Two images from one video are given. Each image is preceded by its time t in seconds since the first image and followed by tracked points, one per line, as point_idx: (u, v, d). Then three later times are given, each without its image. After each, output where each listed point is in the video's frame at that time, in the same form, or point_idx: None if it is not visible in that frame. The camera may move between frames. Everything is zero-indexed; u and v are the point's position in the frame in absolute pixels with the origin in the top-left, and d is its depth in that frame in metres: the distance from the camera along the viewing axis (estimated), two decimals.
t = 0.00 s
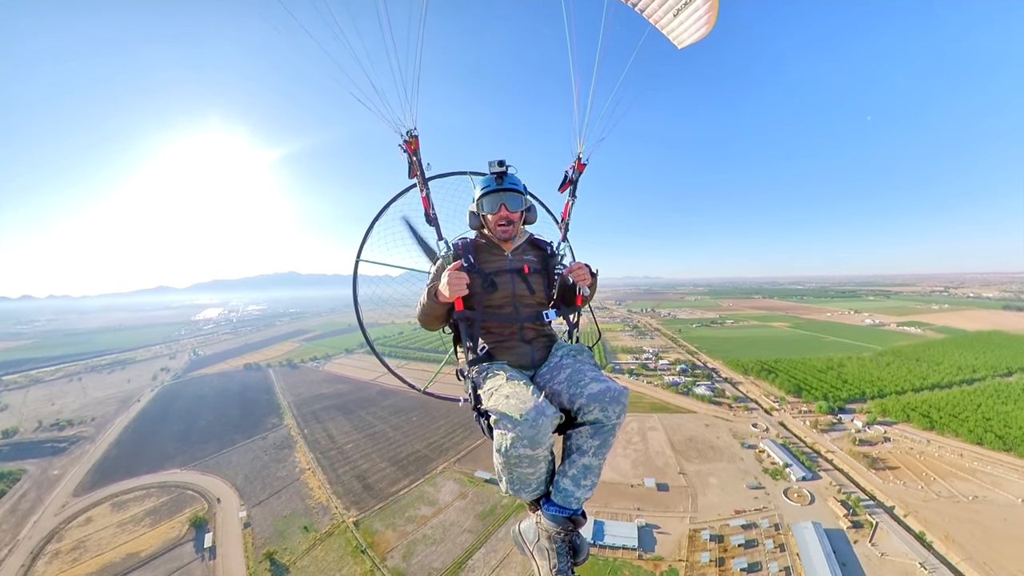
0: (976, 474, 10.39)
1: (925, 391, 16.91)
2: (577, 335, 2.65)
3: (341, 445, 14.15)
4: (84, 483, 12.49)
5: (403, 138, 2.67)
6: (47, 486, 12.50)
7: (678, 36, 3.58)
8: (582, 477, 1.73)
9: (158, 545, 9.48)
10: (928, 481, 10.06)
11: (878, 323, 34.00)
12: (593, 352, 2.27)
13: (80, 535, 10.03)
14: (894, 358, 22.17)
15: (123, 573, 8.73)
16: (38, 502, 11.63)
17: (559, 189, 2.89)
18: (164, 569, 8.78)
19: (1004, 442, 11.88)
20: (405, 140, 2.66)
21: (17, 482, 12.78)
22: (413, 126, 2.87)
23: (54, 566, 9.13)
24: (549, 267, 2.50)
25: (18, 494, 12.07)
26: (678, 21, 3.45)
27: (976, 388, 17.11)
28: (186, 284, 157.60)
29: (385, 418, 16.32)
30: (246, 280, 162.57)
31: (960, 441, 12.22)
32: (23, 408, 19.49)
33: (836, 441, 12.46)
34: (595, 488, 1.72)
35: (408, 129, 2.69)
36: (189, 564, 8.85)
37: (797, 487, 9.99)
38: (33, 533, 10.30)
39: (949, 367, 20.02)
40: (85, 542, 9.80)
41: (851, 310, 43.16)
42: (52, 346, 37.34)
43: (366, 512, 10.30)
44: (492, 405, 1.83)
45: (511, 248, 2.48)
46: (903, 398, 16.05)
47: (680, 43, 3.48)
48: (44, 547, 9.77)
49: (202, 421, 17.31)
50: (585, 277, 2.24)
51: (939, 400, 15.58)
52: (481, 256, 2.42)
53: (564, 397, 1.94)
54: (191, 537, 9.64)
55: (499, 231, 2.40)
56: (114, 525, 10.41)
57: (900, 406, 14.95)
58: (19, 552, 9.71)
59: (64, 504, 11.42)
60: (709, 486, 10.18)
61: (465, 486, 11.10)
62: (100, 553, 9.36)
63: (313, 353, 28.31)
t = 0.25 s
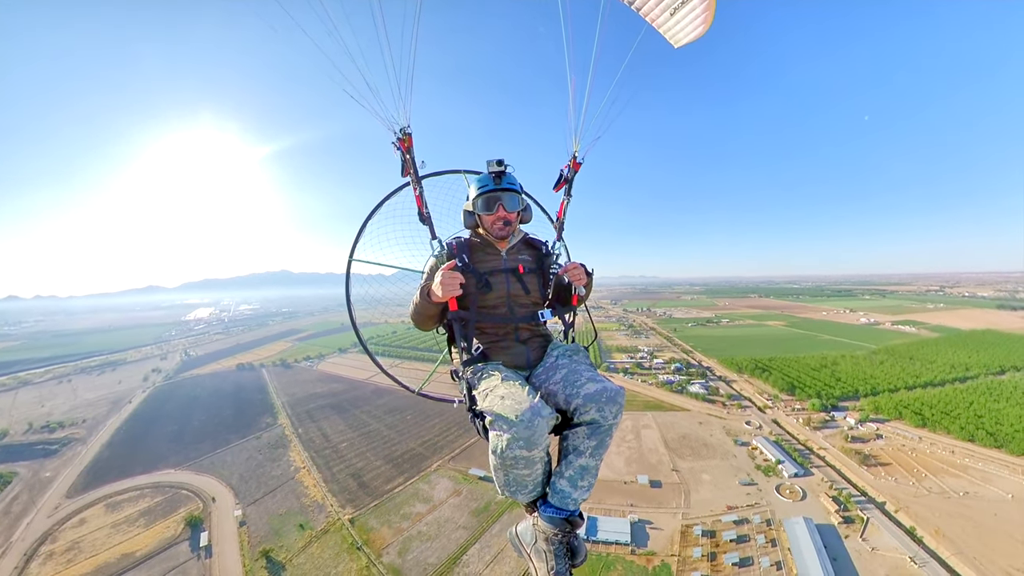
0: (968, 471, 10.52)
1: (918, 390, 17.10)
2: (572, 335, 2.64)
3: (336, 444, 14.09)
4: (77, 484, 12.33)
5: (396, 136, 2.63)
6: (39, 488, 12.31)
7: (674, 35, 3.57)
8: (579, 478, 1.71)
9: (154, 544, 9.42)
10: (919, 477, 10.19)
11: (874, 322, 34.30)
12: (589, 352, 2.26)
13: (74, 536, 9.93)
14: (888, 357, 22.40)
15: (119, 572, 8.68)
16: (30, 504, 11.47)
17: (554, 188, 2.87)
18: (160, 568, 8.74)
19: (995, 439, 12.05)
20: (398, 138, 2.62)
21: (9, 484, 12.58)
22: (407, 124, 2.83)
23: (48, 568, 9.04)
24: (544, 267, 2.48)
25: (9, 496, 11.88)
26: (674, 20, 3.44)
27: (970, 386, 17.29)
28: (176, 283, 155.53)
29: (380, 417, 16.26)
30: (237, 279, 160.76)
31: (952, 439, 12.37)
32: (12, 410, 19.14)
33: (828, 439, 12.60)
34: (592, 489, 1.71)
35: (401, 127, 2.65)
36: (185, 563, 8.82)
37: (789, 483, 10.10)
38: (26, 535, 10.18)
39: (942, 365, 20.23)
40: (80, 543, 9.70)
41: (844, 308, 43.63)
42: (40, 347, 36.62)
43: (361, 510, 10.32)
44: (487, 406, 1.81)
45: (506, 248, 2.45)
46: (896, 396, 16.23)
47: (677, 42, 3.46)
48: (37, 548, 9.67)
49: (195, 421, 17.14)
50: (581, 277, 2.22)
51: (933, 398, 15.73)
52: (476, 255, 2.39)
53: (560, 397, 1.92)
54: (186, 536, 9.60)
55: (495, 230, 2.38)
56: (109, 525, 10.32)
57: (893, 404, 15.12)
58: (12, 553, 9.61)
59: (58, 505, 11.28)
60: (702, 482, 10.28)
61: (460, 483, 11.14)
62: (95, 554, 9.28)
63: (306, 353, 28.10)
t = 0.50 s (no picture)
0: (960, 467, 10.63)
1: (911, 388, 17.28)
2: (570, 335, 2.61)
3: (331, 443, 14.02)
4: (70, 486, 12.16)
5: (389, 133, 2.58)
6: (31, 490, 12.12)
7: (673, 32, 3.55)
8: (577, 479, 1.69)
9: (150, 544, 9.34)
10: (912, 473, 10.30)
11: (870, 321, 34.58)
12: (586, 352, 2.24)
13: (68, 538, 9.82)
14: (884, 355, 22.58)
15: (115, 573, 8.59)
16: (23, 506, 11.30)
17: (551, 186, 2.83)
18: (156, 568, 8.66)
19: (987, 436, 12.20)
20: (392, 135, 2.58)
21: None
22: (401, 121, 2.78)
23: (42, 570, 8.94)
24: (541, 266, 2.46)
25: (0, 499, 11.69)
26: (672, 16, 3.42)
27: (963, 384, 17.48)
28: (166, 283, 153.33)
29: (375, 416, 16.19)
30: (229, 278, 158.91)
31: (945, 435, 12.51)
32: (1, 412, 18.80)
33: (822, 436, 12.73)
34: (590, 490, 1.69)
35: (395, 124, 2.60)
36: (181, 563, 8.75)
37: (782, 480, 10.20)
38: (19, 537, 10.05)
39: (936, 364, 20.43)
40: (74, 544, 9.60)
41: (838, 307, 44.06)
42: (28, 348, 35.94)
43: (357, 508, 10.30)
44: (483, 408, 1.79)
45: (502, 247, 2.42)
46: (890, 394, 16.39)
47: (675, 38, 3.44)
48: (32, 550, 9.56)
49: (189, 422, 16.95)
50: (577, 276, 2.20)
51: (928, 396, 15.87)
52: (471, 255, 2.37)
53: (557, 398, 1.90)
54: (182, 536, 9.53)
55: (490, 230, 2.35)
56: (103, 526, 10.21)
57: (887, 401, 15.26)
58: (4, 556, 9.48)
59: (50, 507, 11.12)
60: (695, 479, 10.36)
61: (455, 481, 11.15)
62: (91, 555, 9.20)
63: (299, 353, 27.88)
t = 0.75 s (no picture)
0: (957, 467, 10.66)
1: (910, 387, 17.36)
2: (571, 334, 2.59)
3: (328, 442, 13.97)
4: (65, 486, 12.07)
5: (387, 130, 2.55)
6: (25, 491, 12.01)
7: (673, 28, 3.53)
8: (579, 480, 1.67)
9: (147, 543, 9.30)
10: (909, 472, 10.35)
11: (869, 321, 34.68)
12: (587, 351, 2.22)
13: (64, 538, 9.76)
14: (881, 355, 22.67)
15: (112, 572, 8.55)
16: (18, 507, 11.21)
17: (551, 183, 2.81)
18: (153, 566, 8.62)
19: (985, 435, 12.26)
20: (389, 132, 2.55)
21: None
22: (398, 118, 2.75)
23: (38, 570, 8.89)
24: (541, 265, 2.44)
25: None
26: (673, 11, 3.39)
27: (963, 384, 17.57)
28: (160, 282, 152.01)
29: (372, 416, 16.14)
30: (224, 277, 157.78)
31: (943, 435, 12.57)
32: None
33: (819, 435, 12.80)
34: (593, 491, 1.67)
35: (392, 120, 2.57)
36: (178, 561, 8.71)
37: (778, 478, 10.26)
38: (14, 538, 9.98)
39: (936, 364, 20.50)
40: (71, 544, 9.55)
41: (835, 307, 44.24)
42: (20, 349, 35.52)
43: (354, 505, 10.28)
44: (484, 408, 1.77)
45: (502, 245, 2.39)
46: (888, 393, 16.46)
47: (675, 34, 3.43)
48: (28, 551, 9.50)
49: (184, 422, 16.84)
50: (578, 273, 2.18)
51: (925, 396, 15.93)
52: (471, 252, 2.35)
53: (558, 398, 1.89)
54: (179, 535, 9.49)
55: (490, 226, 2.31)
56: (100, 526, 10.15)
57: (885, 401, 15.33)
58: None
59: (46, 508, 11.04)
60: (691, 476, 10.41)
61: (451, 478, 11.14)
62: (87, 554, 9.15)
63: (295, 352, 27.74)
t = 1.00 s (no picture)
0: (957, 465, 10.72)
1: (910, 386, 17.43)
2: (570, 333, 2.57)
3: (324, 442, 13.90)
4: (59, 488, 11.96)
5: (382, 126, 2.52)
6: (19, 493, 11.89)
7: (673, 22, 3.49)
8: (579, 482, 1.65)
9: (143, 543, 9.24)
10: (907, 471, 10.38)
11: (871, 320, 34.74)
12: (587, 352, 2.20)
13: (60, 539, 9.69)
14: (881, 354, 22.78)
15: (109, 572, 8.49)
16: (11, 508, 11.10)
17: (551, 180, 2.78)
18: (150, 566, 8.57)
19: (985, 434, 12.29)
20: (385, 128, 2.51)
21: None
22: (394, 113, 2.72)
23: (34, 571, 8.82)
24: (540, 263, 2.41)
25: None
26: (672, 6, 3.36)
27: (966, 383, 17.64)
28: (154, 282, 150.70)
29: (370, 415, 16.08)
30: (218, 277, 156.67)
31: (943, 433, 12.61)
32: None
33: (817, 434, 12.85)
34: (592, 494, 1.65)
35: (388, 116, 2.53)
36: (176, 561, 8.65)
37: (775, 476, 10.31)
38: (8, 540, 9.88)
39: (938, 363, 20.57)
40: (66, 545, 9.48)
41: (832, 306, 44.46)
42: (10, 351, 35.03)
43: (351, 504, 10.24)
44: (482, 408, 1.74)
45: (501, 243, 2.37)
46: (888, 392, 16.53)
47: (675, 29, 3.40)
48: (22, 552, 9.42)
49: (179, 423, 16.70)
50: (578, 271, 2.16)
51: (925, 394, 16.00)
52: (469, 249, 2.32)
53: (558, 398, 1.87)
54: (176, 535, 9.44)
55: (488, 222, 2.28)
56: (95, 527, 10.08)
57: (885, 400, 15.38)
58: None
59: (41, 509, 10.95)
60: (688, 475, 10.43)
61: (448, 477, 11.12)
62: (83, 555, 9.09)
63: (289, 353, 27.56)
